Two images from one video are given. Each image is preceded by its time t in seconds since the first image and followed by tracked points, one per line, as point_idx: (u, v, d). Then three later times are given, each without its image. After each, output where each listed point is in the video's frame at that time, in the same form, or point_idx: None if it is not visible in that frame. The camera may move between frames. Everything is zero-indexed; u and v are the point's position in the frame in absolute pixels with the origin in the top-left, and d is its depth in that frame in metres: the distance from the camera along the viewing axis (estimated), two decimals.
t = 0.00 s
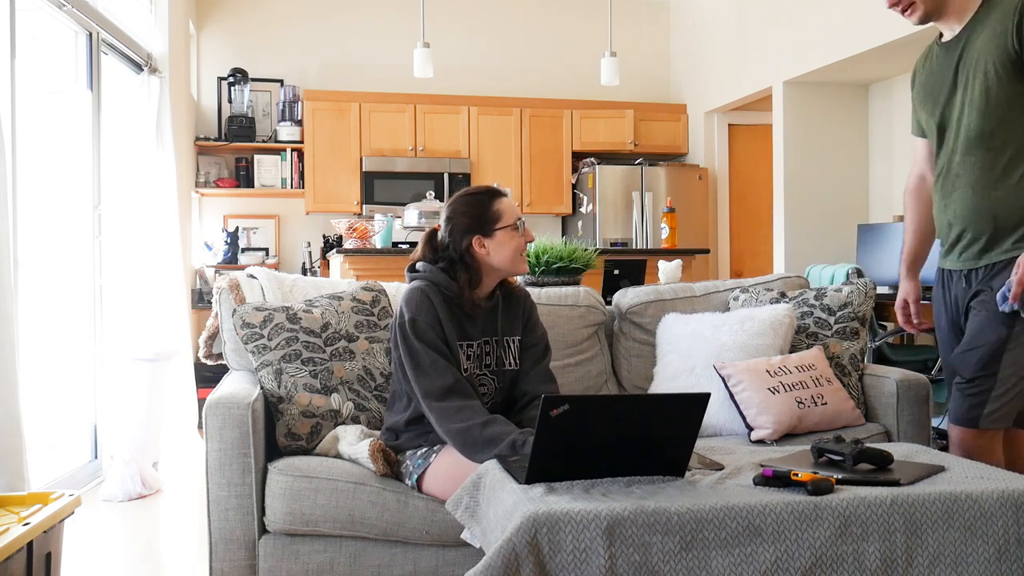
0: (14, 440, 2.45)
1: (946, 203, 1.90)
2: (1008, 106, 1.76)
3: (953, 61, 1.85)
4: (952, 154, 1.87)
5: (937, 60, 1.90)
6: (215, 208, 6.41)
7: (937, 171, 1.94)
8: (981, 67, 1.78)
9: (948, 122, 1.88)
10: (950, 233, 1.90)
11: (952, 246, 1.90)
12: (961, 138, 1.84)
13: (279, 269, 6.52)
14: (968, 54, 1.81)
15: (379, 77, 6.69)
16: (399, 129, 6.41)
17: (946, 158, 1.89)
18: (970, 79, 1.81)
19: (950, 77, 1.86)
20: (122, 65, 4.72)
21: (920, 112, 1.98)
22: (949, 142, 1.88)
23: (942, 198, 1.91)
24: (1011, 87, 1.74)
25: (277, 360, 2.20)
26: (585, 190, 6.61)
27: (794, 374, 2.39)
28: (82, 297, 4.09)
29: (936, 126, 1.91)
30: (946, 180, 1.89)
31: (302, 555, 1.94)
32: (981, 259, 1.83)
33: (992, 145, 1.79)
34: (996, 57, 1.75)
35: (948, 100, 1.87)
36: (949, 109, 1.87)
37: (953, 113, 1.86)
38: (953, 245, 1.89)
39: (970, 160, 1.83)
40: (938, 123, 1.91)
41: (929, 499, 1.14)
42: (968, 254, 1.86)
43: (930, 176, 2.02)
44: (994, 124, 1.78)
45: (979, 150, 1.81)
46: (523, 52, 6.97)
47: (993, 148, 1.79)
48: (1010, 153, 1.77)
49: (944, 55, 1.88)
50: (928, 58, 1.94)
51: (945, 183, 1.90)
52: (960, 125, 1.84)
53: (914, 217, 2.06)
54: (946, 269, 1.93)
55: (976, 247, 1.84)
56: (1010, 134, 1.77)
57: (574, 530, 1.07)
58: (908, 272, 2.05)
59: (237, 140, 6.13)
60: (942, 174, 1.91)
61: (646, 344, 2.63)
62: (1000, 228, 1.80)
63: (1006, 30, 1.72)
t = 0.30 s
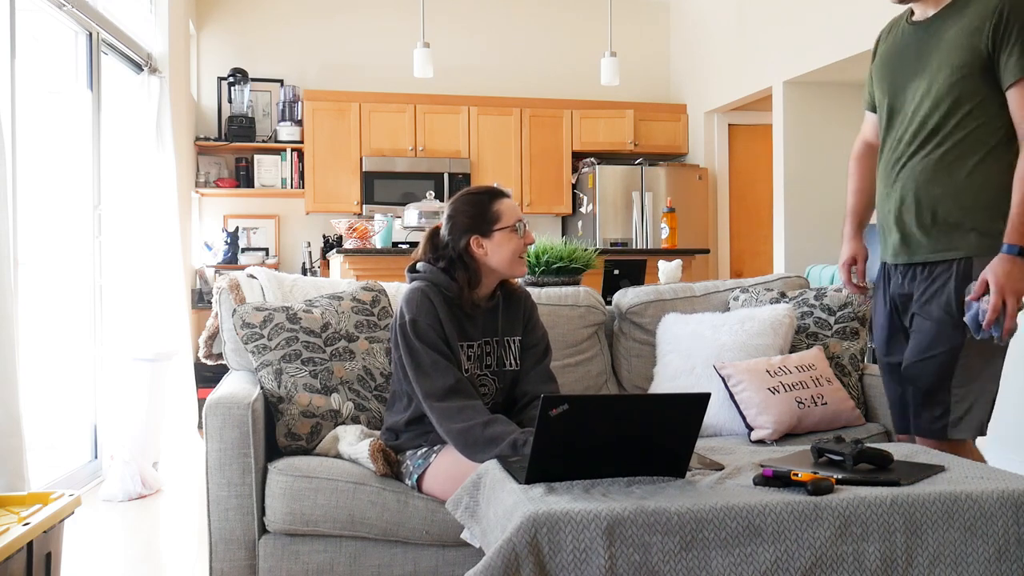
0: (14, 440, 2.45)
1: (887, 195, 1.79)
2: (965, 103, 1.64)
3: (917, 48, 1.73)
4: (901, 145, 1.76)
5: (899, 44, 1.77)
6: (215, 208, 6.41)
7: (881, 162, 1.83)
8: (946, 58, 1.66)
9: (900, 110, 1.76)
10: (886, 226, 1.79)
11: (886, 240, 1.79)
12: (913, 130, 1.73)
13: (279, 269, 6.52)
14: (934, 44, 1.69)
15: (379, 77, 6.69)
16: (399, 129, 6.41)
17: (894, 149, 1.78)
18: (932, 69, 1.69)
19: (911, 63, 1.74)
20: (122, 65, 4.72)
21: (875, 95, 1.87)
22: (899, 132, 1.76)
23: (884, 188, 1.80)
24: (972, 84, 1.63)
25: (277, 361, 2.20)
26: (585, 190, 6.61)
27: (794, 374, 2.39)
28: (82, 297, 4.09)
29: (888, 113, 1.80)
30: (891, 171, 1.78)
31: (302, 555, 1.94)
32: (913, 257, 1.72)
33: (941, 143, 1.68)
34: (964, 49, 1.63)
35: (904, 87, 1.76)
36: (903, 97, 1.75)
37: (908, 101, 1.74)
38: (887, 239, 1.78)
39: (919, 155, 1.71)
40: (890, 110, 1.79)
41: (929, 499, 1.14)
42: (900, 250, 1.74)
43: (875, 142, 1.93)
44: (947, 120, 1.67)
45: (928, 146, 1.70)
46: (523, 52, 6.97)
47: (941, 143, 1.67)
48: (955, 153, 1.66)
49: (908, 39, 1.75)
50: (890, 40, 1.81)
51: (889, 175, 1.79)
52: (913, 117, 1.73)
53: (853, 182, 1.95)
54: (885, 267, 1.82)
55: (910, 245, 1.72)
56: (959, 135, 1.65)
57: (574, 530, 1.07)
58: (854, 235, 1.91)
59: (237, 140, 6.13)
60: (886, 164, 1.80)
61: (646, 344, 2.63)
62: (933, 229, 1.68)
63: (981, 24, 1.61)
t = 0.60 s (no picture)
0: (14, 440, 2.45)
1: (854, 191, 1.77)
2: (940, 109, 1.63)
3: (890, 46, 1.69)
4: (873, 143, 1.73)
5: (870, 39, 1.73)
6: (215, 208, 6.41)
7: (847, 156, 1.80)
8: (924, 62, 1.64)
9: (870, 106, 1.73)
10: (851, 223, 1.77)
11: (849, 236, 1.77)
12: (886, 131, 1.70)
13: (279, 269, 6.52)
14: (911, 46, 1.66)
15: (379, 77, 6.69)
16: (399, 129, 6.41)
17: (862, 145, 1.75)
18: (907, 70, 1.66)
19: (883, 61, 1.70)
20: (122, 65, 4.72)
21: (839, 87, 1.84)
22: (869, 130, 1.73)
23: (850, 184, 1.78)
24: (948, 90, 1.62)
25: (277, 361, 2.20)
26: (585, 190, 6.61)
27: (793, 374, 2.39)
28: (82, 297, 4.09)
29: (855, 106, 1.76)
30: (860, 167, 1.76)
31: (302, 555, 1.94)
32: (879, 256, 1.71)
33: (916, 147, 1.66)
34: (943, 56, 1.61)
35: (873, 83, 1.72)
36: (873, 93, 1.72)
37: (879, 98, 1.71)
38: (852, 235, 1.76)
39: (891, 158, 1.70)
40: (857, 104, 1.76)
41: (929, 500, 1.14)
42: (867, 248, 1.72)
43: (824, 102, 1.95)
44: (922, 124, 1.65)
45: (902, 150, 1.68)
46: (523, 52, 6.97)
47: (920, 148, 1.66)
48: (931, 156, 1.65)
49: (881, 35, 1.71)
50: (857, 32, 1.77)
51: (857, 171, 1.77)
52: (886, 116, 1.70)
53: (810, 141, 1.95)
54: (842, 263, 1.78)
55: (878, 244, 1.71)
56: (934, 143, 1.64)
57: (574, 530, 1.07)
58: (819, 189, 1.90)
59: (237, 140, 6.13)
60: (854, 159, 1.77)
61: (646, 344, 2.63)
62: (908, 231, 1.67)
63: (963, 31, 1.58)
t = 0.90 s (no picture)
0: (14, 440, 2.45)
1: (821, 196, 1.65)
2: (910, 101, 1.56)
3: (845, 44, 1.62)
4: (833, 146, 1.63)
5: (819, 41, 1.65)
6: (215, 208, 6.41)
7: (806, 161, 1.69)
8: (887, 56, 1.57)
9: (828, 106, 1.63)
10: (822, 229, 1.64)
11: (820, 244, 1.64)
12: (851, 130, 1.61)
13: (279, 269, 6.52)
14: (868, 42, 1.59)
15: (378, 76, 6.69)
16: (399, 129, 6.41)
17: (823, 147, 1.65)
18: (868, 65, 1.59)
19: (839, 59, 1.62)
20: (122, 65, 4.73)
21: (783, 93, 1.74)
22: (832, 131, 1.63)
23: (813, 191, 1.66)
24: (917, 83, 1.56)
25: (277, 361, 2.20)
26: (585, 190, 6.61)
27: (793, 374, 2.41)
28: (82, 297, 4.10)
29: (810, 108, 1.66)
30: (823, 171, 1.65)
31: (302, 555, 1.94)
32: (860, 258, 1.59)
33: (889, 142, 1.58)
34: (907, 49, 1.55)
35: (830, 83, 1.63)
36: (831, 94, 1.63)
37: (839, 98, 1.62)
38: (824, 241, 1.63)
39: (861, 157, 1.60)
40: (812, 106, 1.66)
41: (928, 500, 1.12)
42: (844, 253, 1.60)
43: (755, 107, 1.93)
44: (893, 118, 1.57)
45: (873, 146, 1.59)
46: (523, 52, 6.97)
47: (888, 145, 1.58)
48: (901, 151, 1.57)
49: (829, 36, 1.64)
50: (800, 36, 1.69)
51: (820, 175, 1.66)
52: (850, 114, 1.60)
53: (751, 145, 1.95)
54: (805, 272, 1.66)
55: (856, 247, 1.59)
56: (908, 134, 1.57)
57: (574, 530, 1.05)
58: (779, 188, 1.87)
59: (237, 140, 6.14)
60: (816, 163, 1.66)
61: (646, 344, 2.63)
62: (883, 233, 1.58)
63: (921, 25, 1.54)
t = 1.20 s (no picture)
0: (14, 440, 2.45)
1: (779, 191, 1.55)
2: (859, 82, 1.49)
3: (777, 38, 1.51)
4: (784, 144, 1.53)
5: (747, 38, 1.54)
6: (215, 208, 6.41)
7: (755, 159, 1.58)
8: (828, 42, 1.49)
9: (773, 102, 1.53)
10: (789, 224, 1.53)
11: (789, 240, 1.53)
12: (804, 121, 1.51)
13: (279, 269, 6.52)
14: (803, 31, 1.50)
15: (378, 76, 6.68)
16: (399, 128, 6.41)
17: (776, 143, 1.54)
18: (808, 56, 1.49)
19: (776, 52, 1.52)
20: (122, 65, 4.73)
21: (714, 96, 1.63)
22: (783, 126, 1.52)
23: (771, 194, 1.55)
24: (862, 60, 1.50)
25: (277, 361, 2.20)
26: (585, 190, 6.61)
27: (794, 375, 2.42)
28: (82, 297, 4.09)
29: (753, 107, 1.55)
30: (777, 168, 1.54)
31: (302, 555, 1.94)
32: (832, 248, 1.50)
33: (846, 126, 1.50)
34: (848, 29, 1.49)
35: (771, 77, 1.53)
36: (775, 89, 1.52)
37: (783, 92, 1.52)
38: (792, 237, 1.52)
39: (820, 145, 1.50)
40: (757, 104, 1.55)
41: (926, 499, 1.10)
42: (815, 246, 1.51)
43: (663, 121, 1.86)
44: (846, 103, 1.49)
45: (831, 131, 1.50)
46: (523, 52, 6.97)
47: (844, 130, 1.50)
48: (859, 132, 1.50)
49: (755, 36, 1.53)
50: (723, 36, 1.58)
51: (773, 172, 1.55)
52: (800, 106, 1.51)
53: (662, 162, 1.88)
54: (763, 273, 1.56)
55: (825, 237, 1.50)
56: (861, 113, 1.50)
57: (574, 530, 1.05)
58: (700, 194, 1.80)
59: (237, 140, 6.14)
60: (769, 159, 1.55)
61: (646, 344, 2.63)
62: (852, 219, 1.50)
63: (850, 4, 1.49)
